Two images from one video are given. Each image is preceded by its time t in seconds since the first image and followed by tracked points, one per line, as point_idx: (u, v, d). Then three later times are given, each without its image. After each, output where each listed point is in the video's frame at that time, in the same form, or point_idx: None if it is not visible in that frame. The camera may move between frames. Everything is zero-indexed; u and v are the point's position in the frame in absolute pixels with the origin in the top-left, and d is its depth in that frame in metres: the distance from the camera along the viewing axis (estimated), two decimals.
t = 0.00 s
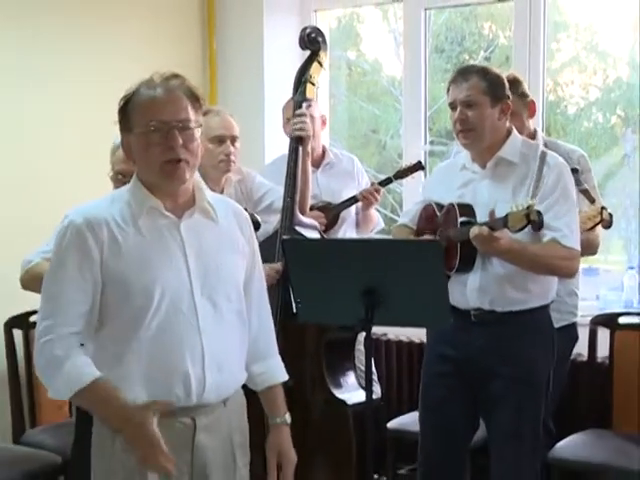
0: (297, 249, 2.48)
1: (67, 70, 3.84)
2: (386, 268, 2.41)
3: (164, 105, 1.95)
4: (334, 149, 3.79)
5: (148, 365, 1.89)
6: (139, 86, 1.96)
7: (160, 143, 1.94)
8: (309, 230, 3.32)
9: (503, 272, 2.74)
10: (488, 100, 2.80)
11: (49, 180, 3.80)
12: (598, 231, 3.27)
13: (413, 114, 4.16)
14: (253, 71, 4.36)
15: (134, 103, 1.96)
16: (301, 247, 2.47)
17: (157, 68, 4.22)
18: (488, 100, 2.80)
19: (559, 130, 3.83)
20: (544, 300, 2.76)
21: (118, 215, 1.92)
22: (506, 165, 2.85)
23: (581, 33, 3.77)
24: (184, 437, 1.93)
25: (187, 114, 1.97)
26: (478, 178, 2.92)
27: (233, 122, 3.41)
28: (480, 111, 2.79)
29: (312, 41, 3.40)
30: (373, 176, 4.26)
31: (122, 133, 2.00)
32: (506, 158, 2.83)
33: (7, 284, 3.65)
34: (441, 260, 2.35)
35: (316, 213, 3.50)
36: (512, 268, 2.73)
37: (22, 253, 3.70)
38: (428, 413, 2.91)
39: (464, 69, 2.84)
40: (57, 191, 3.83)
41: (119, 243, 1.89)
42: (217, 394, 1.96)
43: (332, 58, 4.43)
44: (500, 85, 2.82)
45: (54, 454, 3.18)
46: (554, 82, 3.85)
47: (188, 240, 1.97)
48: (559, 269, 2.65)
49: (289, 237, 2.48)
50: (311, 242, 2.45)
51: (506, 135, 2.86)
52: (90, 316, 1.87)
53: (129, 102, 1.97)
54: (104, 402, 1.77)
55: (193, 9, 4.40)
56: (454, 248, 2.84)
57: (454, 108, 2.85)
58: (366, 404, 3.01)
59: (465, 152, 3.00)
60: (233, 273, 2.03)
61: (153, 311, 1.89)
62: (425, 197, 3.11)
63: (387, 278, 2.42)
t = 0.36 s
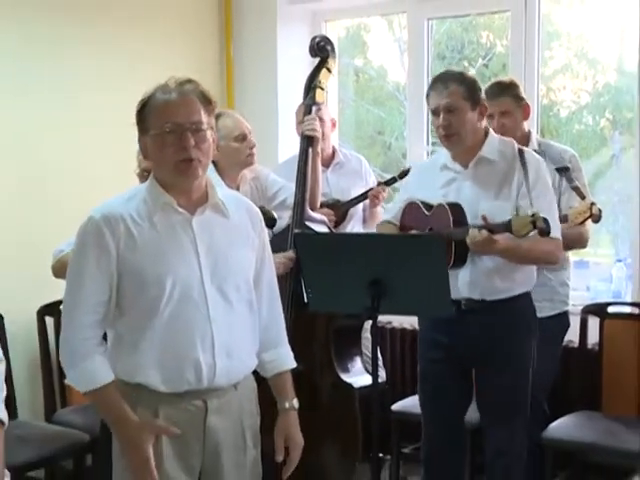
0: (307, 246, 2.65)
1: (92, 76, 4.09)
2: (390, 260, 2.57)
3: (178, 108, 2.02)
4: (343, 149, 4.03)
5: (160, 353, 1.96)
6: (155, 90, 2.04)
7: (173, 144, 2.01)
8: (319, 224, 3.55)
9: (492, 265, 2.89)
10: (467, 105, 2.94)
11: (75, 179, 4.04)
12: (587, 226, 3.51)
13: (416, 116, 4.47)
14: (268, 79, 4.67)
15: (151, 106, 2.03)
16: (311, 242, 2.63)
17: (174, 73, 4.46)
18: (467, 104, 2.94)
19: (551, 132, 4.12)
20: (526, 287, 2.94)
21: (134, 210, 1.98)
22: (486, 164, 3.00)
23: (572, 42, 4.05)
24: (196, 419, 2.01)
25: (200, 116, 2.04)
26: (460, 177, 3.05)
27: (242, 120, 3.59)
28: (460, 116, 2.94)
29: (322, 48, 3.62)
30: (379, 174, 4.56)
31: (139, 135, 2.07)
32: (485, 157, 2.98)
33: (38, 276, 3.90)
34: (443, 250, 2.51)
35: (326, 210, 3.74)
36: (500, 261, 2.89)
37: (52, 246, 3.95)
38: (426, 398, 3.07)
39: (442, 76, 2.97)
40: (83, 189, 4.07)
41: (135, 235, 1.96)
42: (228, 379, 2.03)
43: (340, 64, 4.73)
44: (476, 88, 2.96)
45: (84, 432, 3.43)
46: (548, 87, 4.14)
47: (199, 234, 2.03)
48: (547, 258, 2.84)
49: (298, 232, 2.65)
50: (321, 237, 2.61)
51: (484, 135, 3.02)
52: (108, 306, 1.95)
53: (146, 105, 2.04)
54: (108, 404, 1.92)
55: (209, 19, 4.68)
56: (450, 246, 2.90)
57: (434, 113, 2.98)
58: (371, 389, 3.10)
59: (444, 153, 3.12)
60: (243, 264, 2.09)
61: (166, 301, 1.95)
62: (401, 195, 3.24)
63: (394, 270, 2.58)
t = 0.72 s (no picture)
0: (309, 244, 2.65)
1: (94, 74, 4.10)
2: (390, 259, 2.57)
3: (176, 106, 2.03)
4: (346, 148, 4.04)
5: (159, 352, 1.97)
6: (153, 89, 2.05)
7: (172, 143, 2.02)
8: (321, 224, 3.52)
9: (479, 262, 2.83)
10: (438, 111, 2.86)
11: (77, 177, 4.05)
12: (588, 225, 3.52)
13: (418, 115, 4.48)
14: (269, 79, 4.69)
15: (149, 105, 2.05)
16: (314, 240, 2.63)
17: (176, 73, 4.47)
18: (439, 110, 2.86)
19: (553, 131, 4.13)
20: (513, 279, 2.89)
21: (132, 209, 1.99)
22: (462, 167, 2.91)
23: (573, 41, 4.06)
24: (194, 418, 2.02)
25: (198, 114, 2.05)
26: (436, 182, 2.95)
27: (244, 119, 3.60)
28: (433, 122, 2.86)
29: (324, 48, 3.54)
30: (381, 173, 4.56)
31: (137, 134, 2.09)
32: (460, 159, 2.90)
33: (40, 274, 3.91)
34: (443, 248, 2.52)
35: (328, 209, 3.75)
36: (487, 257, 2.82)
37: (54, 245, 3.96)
38: (422, 399, 2.99)
39: (410, 82, 2.88)
40: (84, 187, 4.08)
41: (133, 236, 1.97)
42: (226, 378, 2.04)
43: (343, 63, 4.74)
44: (446, 93, 2.88)
45: (85, 430, 3.44)
46: (548, 86, 4.15)
47: (197, 233, 2.04)
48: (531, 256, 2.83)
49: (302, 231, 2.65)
50: (323, 234, 2.62)
51: (456, 138, 2.94)
52: (107, 306, 1.96)
53: (145, 104, 2.05)
54: (110, 400, 1.91)
55: (210, 19, 4.69)
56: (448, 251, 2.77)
57: (406, 121, 2.89)
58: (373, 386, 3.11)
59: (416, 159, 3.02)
60: (241, 263, 2.10)
61: (165, 301, 1.96)
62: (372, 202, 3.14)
63: (395, 270, 2.59)
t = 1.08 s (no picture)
0: (308, 243, 2.65)
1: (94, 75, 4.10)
2: (392, 260, 2.57)
3: (182, 104, 2.04)
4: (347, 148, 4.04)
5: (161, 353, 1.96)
6: (157, 88, 2.06)
7: (180, 139, 2.02)
8: (321, 224, 3.49)
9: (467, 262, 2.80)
10: (420, 114, 2.84)
11: (76, 178, 4.05)
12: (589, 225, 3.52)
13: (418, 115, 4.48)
14: (269, 79, 4.69)
15: (153, 102, 2.05)
16: (314, 239, 2.63)
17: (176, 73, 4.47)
18: (420, 113, 2.84)
19: (552, 131, 4.13)
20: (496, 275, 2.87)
21: (133, 209, 1.99)
22: (444, 169, 2.91)
23: (572, 41, 4.06)
24: (195, 418, 2.01)
25: (202, 114, 2.06)
26: (419, 183, 2.95)
27: (246, 120, 3.60)
28: (415, 125, 2.84)
29: (323, 48, 3.50)
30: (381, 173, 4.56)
31: (134, 131, 2.08)
32: (441, 160, 2.90)
33: (40, 275, 3.91)
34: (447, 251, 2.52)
35: (329, 209, 3.75)
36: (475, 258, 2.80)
37: (54, 245, 3.96)
38: (416, 397, 2.97)
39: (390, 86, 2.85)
40: (84, 188, 4.09)
41: (135, 236, 1.96)
42: (225, 379, 2.04)
43: (342, 63, 4.74)
44: (426, 95, 2.85)
45: (85, 430, 3.44)
46: (547, 87, 4.15)
47: (198, 234, 2.04)
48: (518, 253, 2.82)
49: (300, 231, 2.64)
50: (324, 234, 2.61)
51: (436, 138, 2.92)
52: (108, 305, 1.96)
53: (147, 101, 2.05)
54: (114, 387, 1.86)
55: (210, 18, 4.69)
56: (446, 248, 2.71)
57: (387, 124, 2.86)
58: (373, 386, 3.10)
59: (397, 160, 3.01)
60: (239, 263, 2.10)
61: (167, 302, 1.96)
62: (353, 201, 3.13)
63: (395, 271, 2.58)
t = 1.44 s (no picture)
0: (308, 242, 2.65)
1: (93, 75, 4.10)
2: (391, 259, 2.56)
3: (181, 104, 1.99)
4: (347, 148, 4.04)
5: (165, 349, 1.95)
6: (156, 88, 2.01)
7: (180, 139, 1.97)
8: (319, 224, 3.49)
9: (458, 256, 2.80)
10: (416, 104, 2.85)
11: (75, 178, 4.05)
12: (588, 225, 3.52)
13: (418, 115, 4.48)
14: (268, 79, 4.69)
15: (152, 102, 2.00)
16: (313, 238, 2.63)
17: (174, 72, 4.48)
18: (416, 103, 2.85)
19: (551, 131, 4.13)
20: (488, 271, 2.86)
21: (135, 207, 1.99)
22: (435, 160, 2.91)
23: (571, 41, 4.07)
24: (199, 417, 1.99)
25: (203, 114, 2.02)
26: (411, 176, 2.96)
27: (245, 121, 3.61)
28: (411, 114, 2.85)
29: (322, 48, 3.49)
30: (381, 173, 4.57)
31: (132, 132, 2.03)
32: (434, 152, 2.91)
33: (40, 275, 3.91)
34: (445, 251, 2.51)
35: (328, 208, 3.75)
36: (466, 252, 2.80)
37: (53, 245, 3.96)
38: (415, 397, 2.96)
39: (387, 76, 2.86)
40: (83, 188, 4.08)
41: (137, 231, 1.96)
42: (228, 376, 2.03)
43: (341, 64, 4.75)
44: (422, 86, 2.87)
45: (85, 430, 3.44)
46: (546, 86, 4.15)
47: (199, 231, 2.03)
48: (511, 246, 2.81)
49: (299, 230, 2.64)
50: (323, 233, 2.61)
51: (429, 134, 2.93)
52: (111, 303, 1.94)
53: (146, 100, 2.01)
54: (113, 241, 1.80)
55: (209, 18, 4.69)
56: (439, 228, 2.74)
57: (383, 114, 2.87)
58: (373, 386, 3.09)
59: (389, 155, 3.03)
60: (238, 262, 2.10)
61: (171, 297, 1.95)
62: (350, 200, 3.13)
63: (394, 270, 2.58)
